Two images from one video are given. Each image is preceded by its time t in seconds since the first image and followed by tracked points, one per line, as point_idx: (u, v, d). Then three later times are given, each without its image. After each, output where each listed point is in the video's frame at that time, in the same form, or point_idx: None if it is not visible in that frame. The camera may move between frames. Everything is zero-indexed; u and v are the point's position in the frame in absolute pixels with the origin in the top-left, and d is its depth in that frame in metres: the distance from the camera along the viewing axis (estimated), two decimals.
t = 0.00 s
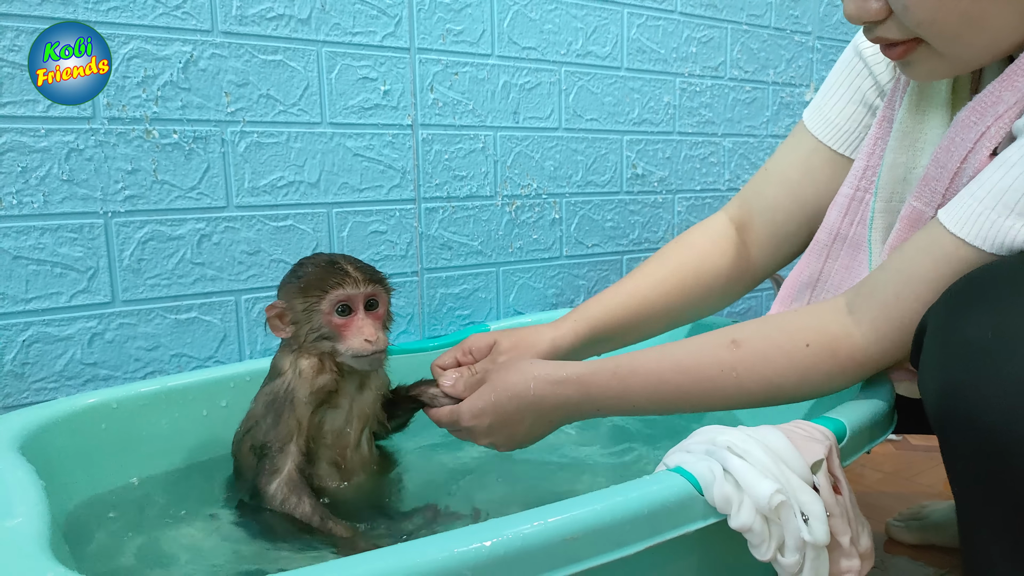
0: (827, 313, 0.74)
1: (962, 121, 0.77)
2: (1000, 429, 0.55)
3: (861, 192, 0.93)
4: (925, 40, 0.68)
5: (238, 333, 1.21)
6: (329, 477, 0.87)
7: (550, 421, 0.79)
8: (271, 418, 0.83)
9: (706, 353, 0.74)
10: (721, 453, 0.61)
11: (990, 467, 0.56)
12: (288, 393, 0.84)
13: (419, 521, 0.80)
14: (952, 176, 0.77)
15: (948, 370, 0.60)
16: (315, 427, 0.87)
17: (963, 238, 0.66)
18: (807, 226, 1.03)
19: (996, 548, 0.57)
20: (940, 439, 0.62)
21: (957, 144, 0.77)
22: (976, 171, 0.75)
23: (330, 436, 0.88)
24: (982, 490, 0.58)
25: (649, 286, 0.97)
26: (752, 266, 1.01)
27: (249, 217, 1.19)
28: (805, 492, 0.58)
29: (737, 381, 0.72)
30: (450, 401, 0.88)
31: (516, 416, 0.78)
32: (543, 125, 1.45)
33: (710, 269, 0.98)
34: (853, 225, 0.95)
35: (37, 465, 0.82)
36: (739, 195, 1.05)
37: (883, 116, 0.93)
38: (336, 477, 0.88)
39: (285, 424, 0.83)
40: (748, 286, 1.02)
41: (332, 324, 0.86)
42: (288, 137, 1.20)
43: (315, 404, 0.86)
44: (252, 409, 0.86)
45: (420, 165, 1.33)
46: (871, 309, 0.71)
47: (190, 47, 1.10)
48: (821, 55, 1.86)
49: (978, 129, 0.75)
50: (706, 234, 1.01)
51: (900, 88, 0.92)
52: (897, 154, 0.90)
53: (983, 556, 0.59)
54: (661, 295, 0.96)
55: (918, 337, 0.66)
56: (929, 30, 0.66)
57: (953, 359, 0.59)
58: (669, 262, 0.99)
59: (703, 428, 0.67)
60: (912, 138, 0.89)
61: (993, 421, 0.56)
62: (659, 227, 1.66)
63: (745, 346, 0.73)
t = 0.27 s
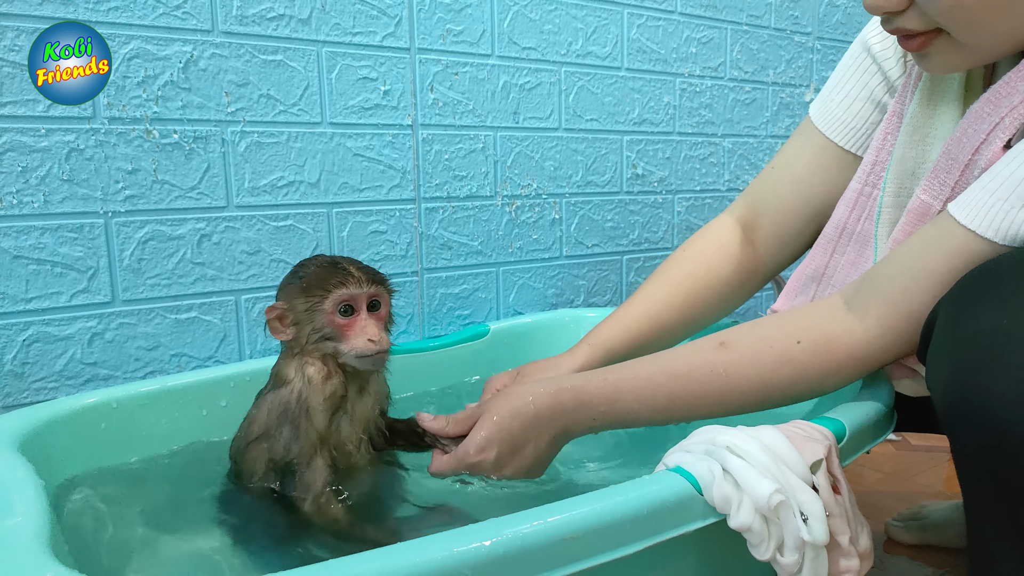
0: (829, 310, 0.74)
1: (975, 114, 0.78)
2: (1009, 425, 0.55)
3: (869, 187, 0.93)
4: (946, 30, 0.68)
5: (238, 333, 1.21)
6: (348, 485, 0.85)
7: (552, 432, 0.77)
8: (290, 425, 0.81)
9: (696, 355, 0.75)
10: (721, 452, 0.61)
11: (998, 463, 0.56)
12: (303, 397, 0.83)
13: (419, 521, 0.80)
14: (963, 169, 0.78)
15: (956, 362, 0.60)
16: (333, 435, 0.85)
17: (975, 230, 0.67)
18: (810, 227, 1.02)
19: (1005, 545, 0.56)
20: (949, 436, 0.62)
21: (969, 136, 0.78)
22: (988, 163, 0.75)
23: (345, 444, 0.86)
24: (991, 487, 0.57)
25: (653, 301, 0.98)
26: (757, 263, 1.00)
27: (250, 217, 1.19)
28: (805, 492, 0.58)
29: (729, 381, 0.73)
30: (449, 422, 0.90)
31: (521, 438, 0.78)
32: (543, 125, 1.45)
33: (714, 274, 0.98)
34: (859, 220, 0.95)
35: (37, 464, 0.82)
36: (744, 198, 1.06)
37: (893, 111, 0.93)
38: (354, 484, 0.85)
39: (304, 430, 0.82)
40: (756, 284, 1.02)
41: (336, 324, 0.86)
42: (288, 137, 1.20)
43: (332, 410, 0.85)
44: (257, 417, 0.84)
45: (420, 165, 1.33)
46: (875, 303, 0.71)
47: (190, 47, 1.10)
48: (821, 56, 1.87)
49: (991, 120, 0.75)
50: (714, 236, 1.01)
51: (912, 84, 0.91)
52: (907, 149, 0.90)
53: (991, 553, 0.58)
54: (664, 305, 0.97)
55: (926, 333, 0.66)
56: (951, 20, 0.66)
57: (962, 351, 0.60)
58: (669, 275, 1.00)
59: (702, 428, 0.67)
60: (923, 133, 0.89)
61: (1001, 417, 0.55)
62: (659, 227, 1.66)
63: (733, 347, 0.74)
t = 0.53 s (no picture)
0: (836, 311, 0.74)
1: (985, 108, 0.78)
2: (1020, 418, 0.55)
3: (872, 183, 0.93)
4: (958, 24, 0.68)
5: (238, 333, 1.21)
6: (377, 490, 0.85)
7: (561, 455, 0.78)
8: (316, 439, 0.81)
9: (713, 372, 0.75)
10: (721, 452, 0.61)
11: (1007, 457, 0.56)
12: (327, 407, 0.82)
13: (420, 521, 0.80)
14: (971, 163, 0.78)
15: (964, 358, 0.60)
16: (359, 442, 0.84)
17: (980, 224, 0.67)
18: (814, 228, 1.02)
19: (1011, 538, 0.56)
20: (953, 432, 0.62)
21: (978, 131, 0.78)
22: (997, 158, 0.75)
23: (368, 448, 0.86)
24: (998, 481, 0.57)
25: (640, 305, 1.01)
26: (757, 266, 1.00)
27: (250, 217, 1.19)
28: (805, 491, 0.58)
29: (749, 396, 0.73)
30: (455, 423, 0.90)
31: (529, 458, 0.78)
32: (543, 125, 1.45)
33: (708, 275, 0.99)
34: (863, 217, 0.95)
35: (37, 464, 0.82)
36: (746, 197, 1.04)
37: (897, 107, 0.93)
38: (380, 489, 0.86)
39: (331, 442, 0.81)
40: (757, 285, 1.02)
41: (357, 322, 0.86)
42: (288, 137, 1.20)
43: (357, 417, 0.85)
44: (265, 434, 0.81)
45: (420, 165, 1.33)
46: (882, 302, 0.71)
47: (191, 47, 1.10)
48: (822, 55, 1.87)
49: (1002, 114, 0.75)
50: (709, 240, 1.02)
51: (917, 80, 0.91)
52: (914, 144, 0.90)
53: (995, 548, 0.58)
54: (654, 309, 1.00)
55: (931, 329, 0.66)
56: (964, 12, 0.66)
57: (969, 346, 0.59)
58: (665, 277, 1.01)
59: (703, 429, 0.67)
60: (929, 129, 0.89)
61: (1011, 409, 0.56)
62: (659, 227, 1.66)
63: (750, 360, 0.74)
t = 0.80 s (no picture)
0: (832, 310, 0.74)
1: (983, 107, 0.78)
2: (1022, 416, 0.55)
3: (871, 181, 0.93)
4: (959, 21, 0.69)
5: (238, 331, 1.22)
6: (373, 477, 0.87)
7: (558, 444, 0.77)
8: (308, 433, 0.82)
9: (701, 363, 0.75)
10: (720, 450, 0.61)
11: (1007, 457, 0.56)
12: (317, 399, 0.84)
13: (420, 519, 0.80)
14: (970, 162, 0.78)
15: (962, 357, 0.60)
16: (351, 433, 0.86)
17: (976, 225, 0.67)
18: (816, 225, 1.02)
19: (1011, 539, 0.56)
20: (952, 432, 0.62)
21: (976, 130, 0.78)
22: (995, 157, 0.76)
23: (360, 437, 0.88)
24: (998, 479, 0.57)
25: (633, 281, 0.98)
26: (757, 260, 1.00)
27: (250, 215, 1.19)
28: (805, 489, 0.58)
29: (735, 387, 0.73)
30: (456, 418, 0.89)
31: (528, 450, 0.76)
32: (543, 123, 1.45)
33: (708, 265, 0.98)
34: (863, 214, 0.94)
35: (37, 462, 0.82)
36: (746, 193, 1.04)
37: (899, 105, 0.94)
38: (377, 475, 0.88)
39: (323, 434, 0.83)
40: (756, 281, 1.01)
41: (343, 310, 0.87)
42: (288, 135, 1.20)
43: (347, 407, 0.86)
44: (258, 436, 0.81)
45: (420, 164, 1.33)
46: (877, 300, 0.71)
47: (191, 45, 1.10)
48: (822, 54, 1.87)
49: (1001, 113, 0.76)
50: (711, 233, 1.01)
51: (918, 78, 0.92)
52: (913, 142, 0.90)
53: (995, 549, 0.58)
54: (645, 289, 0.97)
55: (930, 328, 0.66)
56: (965, 9, 0.66)
57: (967, 346, 0.59)
58: (667, 262, 0.99)
59: (701, 427, 0.67)
60: (929, 127, 0.89)
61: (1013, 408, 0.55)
62: (659, 225, 1.66)
63: (739, 352, 0.75)
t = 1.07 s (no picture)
0: (835, 309, 0.74)
1: (982, 106, 0.78)
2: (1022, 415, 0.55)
3: (865, 184, 0.94)
4: (952, 15, 0.69)
5: (238, 330, 1.22)
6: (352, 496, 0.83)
7: (560, 454, 0.77)
8: (287, 446, 0.80)
9: (706, 366, 0.75)
10: (721, 447, 0.61)
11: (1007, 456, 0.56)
12: (304, 416, 0.81)
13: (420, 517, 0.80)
14: (969, 161, 0.78)
15: (961, 358, 0.60)
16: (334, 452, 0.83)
17: (979, 225, 0.67)
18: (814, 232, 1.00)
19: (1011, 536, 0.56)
20: (952, 431, 0.62)
21: (975, 128, 0.78)
22: (995, 156, 0.75)
23: (346, 457, 0.85)
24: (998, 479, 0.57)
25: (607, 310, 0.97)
26: (740, 275, 0.97)
27: (250, 214, 1.19)
28: (805, 486, 0.58)
29: (741, 389, 0.73)
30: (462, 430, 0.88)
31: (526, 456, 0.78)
32: (543, 121, 1.45)
33: (683, 282, 0.96)
34: (856, 218, 0.96)
35: (37, 462, 0.82)
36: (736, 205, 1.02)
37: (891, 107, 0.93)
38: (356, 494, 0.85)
39: (303, 452, 0.80)
40: (745, 298, 0.98)
41: (344, 344, 0.84)
42: (288, 133, 1.20)
43: (335, 428, 0.83)
44: (248, 435, 0.81)
45: (420, 162, 1.33)
46: (878, 300, 0.71)
47: (190, 43, 1.10)
48: (822, 52, 1.86)
49: (999, 112, 0.75)
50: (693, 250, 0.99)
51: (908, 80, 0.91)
52: (909, 144, 0.90)
53: (995, 547, 0.57)
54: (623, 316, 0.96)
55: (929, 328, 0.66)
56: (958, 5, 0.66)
57: (966, 347, 0.59)
58: (643, 280, 0.98)
59: (703, 424, 0.67)
60: (924, 128, 0.90)
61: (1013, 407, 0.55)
62: (659, 223, 1.66)
63: (743, 353, 0.75)
